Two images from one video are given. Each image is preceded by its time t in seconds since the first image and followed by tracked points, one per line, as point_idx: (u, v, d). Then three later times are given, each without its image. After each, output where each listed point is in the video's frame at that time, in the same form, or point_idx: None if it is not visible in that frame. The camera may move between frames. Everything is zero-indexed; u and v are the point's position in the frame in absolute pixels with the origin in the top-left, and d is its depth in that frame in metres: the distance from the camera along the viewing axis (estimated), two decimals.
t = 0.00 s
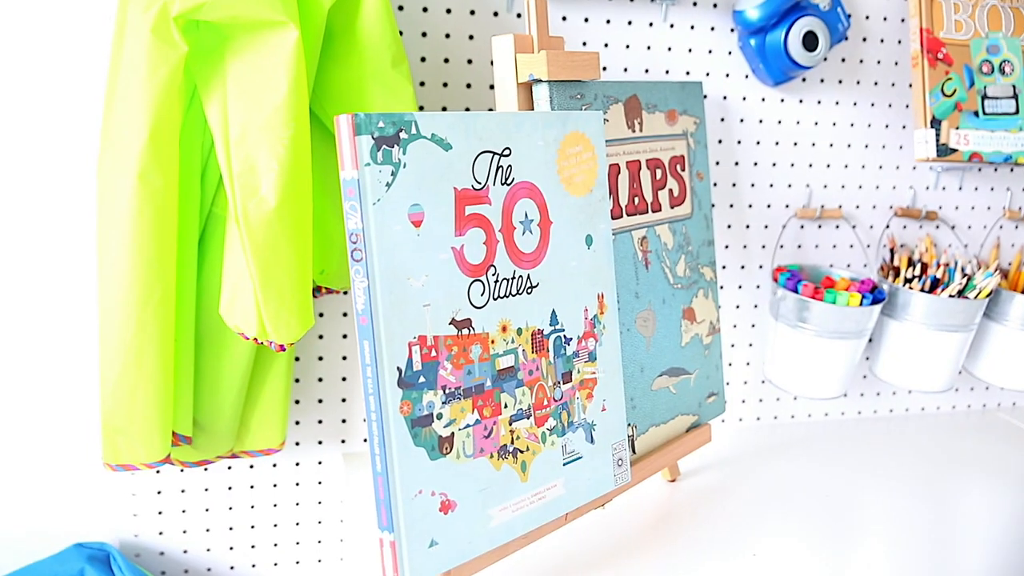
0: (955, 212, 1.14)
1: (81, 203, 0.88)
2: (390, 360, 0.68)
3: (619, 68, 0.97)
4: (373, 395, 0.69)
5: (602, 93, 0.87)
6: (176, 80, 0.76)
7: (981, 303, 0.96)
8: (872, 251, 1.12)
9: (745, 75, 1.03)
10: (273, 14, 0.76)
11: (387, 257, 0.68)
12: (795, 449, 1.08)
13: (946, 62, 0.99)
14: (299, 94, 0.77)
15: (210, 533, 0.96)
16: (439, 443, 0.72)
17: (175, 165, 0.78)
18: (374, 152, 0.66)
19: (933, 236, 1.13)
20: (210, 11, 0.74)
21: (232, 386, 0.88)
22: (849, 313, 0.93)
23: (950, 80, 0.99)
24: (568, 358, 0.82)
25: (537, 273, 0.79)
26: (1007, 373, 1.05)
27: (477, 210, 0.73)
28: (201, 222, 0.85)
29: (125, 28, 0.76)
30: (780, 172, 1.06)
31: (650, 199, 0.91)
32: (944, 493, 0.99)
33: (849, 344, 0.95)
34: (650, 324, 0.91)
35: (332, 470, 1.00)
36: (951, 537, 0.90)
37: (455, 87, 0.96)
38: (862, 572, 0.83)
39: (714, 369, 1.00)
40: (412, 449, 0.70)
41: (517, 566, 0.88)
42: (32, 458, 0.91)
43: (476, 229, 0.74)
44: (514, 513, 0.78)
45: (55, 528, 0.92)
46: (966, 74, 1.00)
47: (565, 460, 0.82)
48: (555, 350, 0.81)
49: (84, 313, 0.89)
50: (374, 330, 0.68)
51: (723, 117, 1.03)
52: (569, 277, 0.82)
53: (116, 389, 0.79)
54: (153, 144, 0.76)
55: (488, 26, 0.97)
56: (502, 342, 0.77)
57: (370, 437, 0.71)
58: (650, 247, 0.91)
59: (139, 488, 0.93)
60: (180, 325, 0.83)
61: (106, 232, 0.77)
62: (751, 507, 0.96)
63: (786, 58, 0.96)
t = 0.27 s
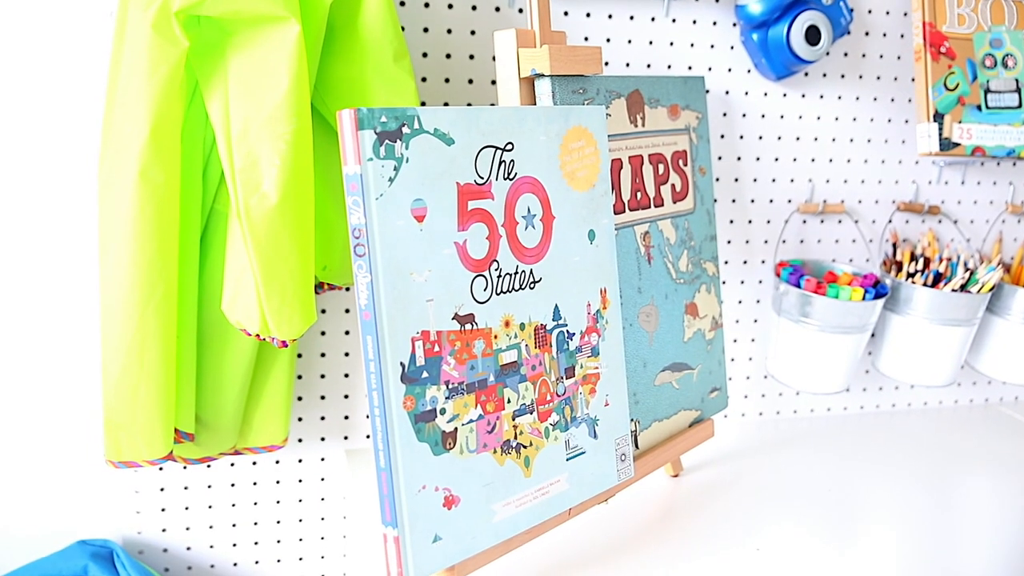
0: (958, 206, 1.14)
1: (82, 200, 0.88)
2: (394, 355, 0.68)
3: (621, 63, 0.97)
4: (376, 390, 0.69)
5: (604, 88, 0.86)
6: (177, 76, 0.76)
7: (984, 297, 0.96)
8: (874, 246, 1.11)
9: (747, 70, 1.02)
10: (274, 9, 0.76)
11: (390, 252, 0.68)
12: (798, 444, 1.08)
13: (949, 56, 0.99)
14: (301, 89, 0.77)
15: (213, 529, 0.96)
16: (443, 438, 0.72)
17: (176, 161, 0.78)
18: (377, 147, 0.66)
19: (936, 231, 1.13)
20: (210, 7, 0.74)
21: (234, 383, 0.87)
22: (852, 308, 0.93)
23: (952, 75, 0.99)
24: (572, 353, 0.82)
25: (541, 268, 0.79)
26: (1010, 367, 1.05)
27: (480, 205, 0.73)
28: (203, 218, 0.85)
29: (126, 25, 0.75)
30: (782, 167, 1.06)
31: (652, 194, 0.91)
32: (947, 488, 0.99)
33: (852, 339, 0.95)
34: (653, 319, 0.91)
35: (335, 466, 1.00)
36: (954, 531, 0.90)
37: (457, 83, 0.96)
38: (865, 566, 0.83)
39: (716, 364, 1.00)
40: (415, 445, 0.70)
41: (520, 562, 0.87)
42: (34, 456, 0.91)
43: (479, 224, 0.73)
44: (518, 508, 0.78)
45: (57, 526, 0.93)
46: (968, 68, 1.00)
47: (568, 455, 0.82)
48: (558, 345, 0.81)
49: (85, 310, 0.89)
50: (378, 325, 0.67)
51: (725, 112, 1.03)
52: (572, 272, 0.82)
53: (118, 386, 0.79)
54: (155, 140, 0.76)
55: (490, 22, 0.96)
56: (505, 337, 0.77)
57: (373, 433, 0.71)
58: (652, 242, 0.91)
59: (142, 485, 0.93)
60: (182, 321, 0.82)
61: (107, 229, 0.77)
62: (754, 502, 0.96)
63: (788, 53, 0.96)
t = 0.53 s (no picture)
0: (956, 203, 1.14)
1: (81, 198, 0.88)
2: (394, 353, 0.68)
3: (620, 60, 0.97)
4: (377, 388, 0.69)
5: (603, 86, 0.86)
6: (177, 74, 0.76)
7: (982, 294, 0.96)
8: (873, 244, 1.12)
9: (746, 67, 1.03)
10: (274, 7, 0.76)
11: (390, 250, 0.68)
12: (797, 441, 1.08)
13: (947, 53, 0.99)
14: (301, 87, 0.77)
15: (212, 527, 0.96)
16: (443, 436, 0.72)
17: (176, 159, 0.78)
18: (377, 145, 0.66)
19: (934, 228, 1.13)
20: (211, 4, 0.74)
21: (234, 381, 0.88)
22: (850, 305, 0.93)
23: (951, 72, 0.99)
24: (571, 351, 0.82)
25: (540, 266, 0.79)
26: (1009, 363, 1.05)
27: (479, 203, 0.73)
28: (203, 216, 0.85)
29: (126, 22, 0.75)
30: (781, 165, 1.06)
31: (651, 192, 0.91)
32: (945, 485, 0.99)
33: (851, 336, 0.95)
34: (652, 316, 0.91)
35: (335, 464, 1.00)
36: (952, 528, 0.90)
37: (456, 80, 0.96)
38: (864, 563, 0.84)
39: (715, 362, 1.00)
40: (415, 442, 0.70)
41: (520, 559, 0.88)
42: (33, 454, 0.91)
43: (479, 222, 0.74)
44: (518, 505, 0.78)
45: (57, 524, 0.93)
46: (966, 65, 1.00)
47: (568, 453, 0.82)
48: (558, 343, 0.81)
49: (85, 308, 0.89)
50: (378, 323, 0.68)
51: (724, 110, 1.03)
52: (572, 270, 0.82)
53: (118, 383, 0.79)
54: (154, 138, 0.76)
55: (489, 19, 0.96)
56: (505, 335, 0.77)
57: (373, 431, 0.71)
58: (651, 240, 0.91)
59: (141, 483, 0.93)
60: (181, 319, 0.83)
61: (107, 227, 0.77)
62: (753, 499, 0.96)
63: (787, 50, 0.96)
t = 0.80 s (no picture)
0: (953, 203, 1.14)
1: (80, 199, 0.88)
2: (393, 353, 0.69)
3: (618, 61, 0.97)
4: (376, 388, 0.69)
5: (601, 87, 0.87)
6: (175, 76, 0.76)
7: (979, 294, 0.97)
8: (870, 243, 1.12)
9: (743, 68, 1.03)
10: (272, 8, 0.76)
11: (388, 250, 0.68)
12: (795, 441, 1.08)
13: (943, 53, 0.99)
14: (298, 89, 0.77)
15: (212, 528, 0.96)
16: (442, 436, 0.72)
17: (174, 160, 0.78)
18: (375, 146, 0.67)
19: (932, 228, 1.13)
20: (209, 6, 0.74)
21: (233, 382, 0.88)
22: (848, 305, 0.93)
23: (947, 72, 0.99)
24: (570, 351, 0.82)
25: (539, 267, 0.79)
26: (1006, 362, 1.06)
27: (478, 204, 0.74)
28: (201, 217, 0.85)
29: (124, 24, 0.76)
30: (778, 165, 1.06)
31: (649, 192, 0.92)
32: (944, 484, 0.99)
33: (849, 336, 0.95)
34: (650, 317, 0.92)
35: (334, 465, 1.00)
36: (950, 527, 0.90)
37: (454, 81, 0.96)
38: (862, 562, 0.84)
39: (714, 362, 1.01)
40: (415, 442, 0.71)
41: (520, 559, 0.88)
42: (33, 455, 0.91)
43: (478, 223, 0.74)
44: (517, 505, 0.78)
45: (56, 525, 0.93)
46: (963, 65, 1.00)
47: (567, 453, 0.82)
48: (556, 343, 0.81)
49: (83, 310, 0.89)
50: (377, 324, 0.68)
51: (721, 110, 1.03)
52: (570, 270, 0.82)
53: (116, 385, 0.79)
54: (153, 139, 0.76)
55: (486, 20, 0.97)
56: (503, 335, 0.77)
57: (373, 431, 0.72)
58: (649, 240, 0.91)
59: (141, 484, 0.93)
60: (180, 320, 0.83)
61: (105, 228, 0.77)
62: (752, 498, 0.96)
63: (784, 50, 0.96)
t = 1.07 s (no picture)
0: (951, 204, 1.14)
1: (79, 201, 0.88)
2: (392, 355, 0.69)
3: (616, 63, 0.97)
4: (375, 390, 0.69)
5: (599, 88, 0.87)
6: (175, 78, 0.76)
7: (977, 294, 0.97)
8: (868, 244, 1.12)
9: (741, 69, 1.03)
10: (271, 11, 0.76)
11: (387, 252, 0.68)
12: (794, 441, 1.09)
13: (941, 55, 0.99)
14: (298, 90, 0.77)
15: (210, 530, 0.96)
16: (441, 438, 0.72)
17: (173, 162, 0.78)
18: (374, 148, 0.67)
19: (929, 228, 1.14)
20: (208, 8, 0.74)
21: (232, 384, 0.88)
22: (846, 306, 0.93)
23: (944, 73, 0.99)
24: (569, 352, 0.83)
25: (537, 268, 0.79)
26: (1004, 363, 1.06)
27: (476, 206, 0.74)
28: (200, 219, 0.85)
29: (123, 26, 0.76)
30: (776, 166, 1.07)
31: (647, 193, 0.92)
32: (942, 484, 1.00)
33: (847, 337, 0.95)
34: (648, 318, 0.92)
35: (332, 467, 1.00)
36: (948, 528, 0.91)
37: (453, 83, 0.96)
38: (860, 562, 0.84)
39: (712, 363, 1.01)
40: (414, 444, 0.71)
41: (518, 560, 0.88)
42: (31, 457, 0.91)
43: (477, 225, 0.74)
44: (516, 507, 0.78)
45: (54, 527, 0.92)
46: (960, 66, 1.01)
47: (566, 454, 0.83)
48: (555, 344, 0.81)
49: (82, 311, 0.89)
50: (376, 325, 0.68)
51: (719, 112, 1.03)
52: (569, 272, 0.82)
53: (115, 386, 0.79)
54: (152, 141, 0.76)
55: (485, 22, 0.97)
56: (502, 337, 0.77)
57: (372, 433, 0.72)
58: (648, 242, 0.92)
59: (139, 486, 0.93)
60: (179, 322, 0.83)
61: (104, 230, 0.77)
62: (751, 499, 0.96)
63: (782, 52, 0.96)
